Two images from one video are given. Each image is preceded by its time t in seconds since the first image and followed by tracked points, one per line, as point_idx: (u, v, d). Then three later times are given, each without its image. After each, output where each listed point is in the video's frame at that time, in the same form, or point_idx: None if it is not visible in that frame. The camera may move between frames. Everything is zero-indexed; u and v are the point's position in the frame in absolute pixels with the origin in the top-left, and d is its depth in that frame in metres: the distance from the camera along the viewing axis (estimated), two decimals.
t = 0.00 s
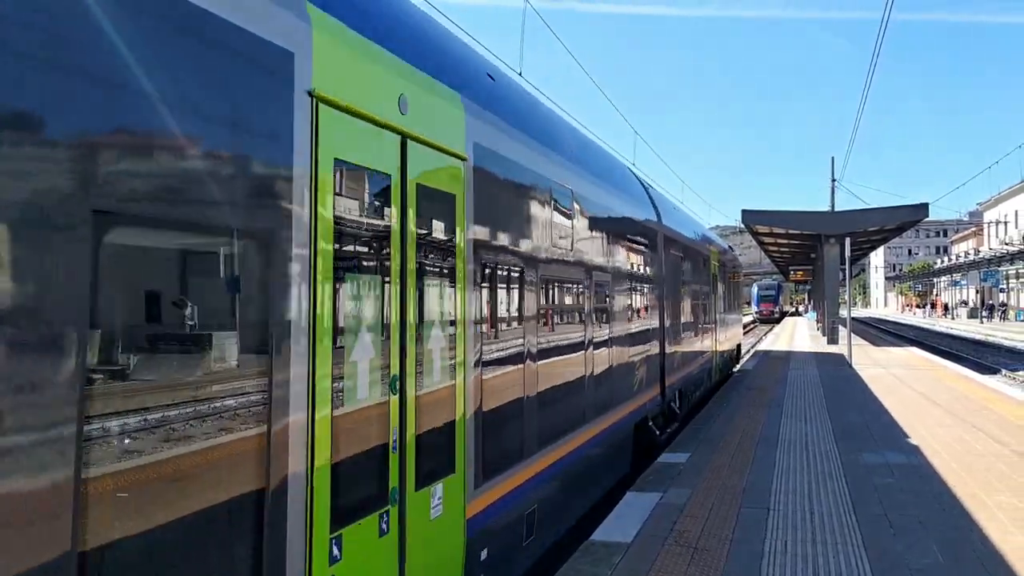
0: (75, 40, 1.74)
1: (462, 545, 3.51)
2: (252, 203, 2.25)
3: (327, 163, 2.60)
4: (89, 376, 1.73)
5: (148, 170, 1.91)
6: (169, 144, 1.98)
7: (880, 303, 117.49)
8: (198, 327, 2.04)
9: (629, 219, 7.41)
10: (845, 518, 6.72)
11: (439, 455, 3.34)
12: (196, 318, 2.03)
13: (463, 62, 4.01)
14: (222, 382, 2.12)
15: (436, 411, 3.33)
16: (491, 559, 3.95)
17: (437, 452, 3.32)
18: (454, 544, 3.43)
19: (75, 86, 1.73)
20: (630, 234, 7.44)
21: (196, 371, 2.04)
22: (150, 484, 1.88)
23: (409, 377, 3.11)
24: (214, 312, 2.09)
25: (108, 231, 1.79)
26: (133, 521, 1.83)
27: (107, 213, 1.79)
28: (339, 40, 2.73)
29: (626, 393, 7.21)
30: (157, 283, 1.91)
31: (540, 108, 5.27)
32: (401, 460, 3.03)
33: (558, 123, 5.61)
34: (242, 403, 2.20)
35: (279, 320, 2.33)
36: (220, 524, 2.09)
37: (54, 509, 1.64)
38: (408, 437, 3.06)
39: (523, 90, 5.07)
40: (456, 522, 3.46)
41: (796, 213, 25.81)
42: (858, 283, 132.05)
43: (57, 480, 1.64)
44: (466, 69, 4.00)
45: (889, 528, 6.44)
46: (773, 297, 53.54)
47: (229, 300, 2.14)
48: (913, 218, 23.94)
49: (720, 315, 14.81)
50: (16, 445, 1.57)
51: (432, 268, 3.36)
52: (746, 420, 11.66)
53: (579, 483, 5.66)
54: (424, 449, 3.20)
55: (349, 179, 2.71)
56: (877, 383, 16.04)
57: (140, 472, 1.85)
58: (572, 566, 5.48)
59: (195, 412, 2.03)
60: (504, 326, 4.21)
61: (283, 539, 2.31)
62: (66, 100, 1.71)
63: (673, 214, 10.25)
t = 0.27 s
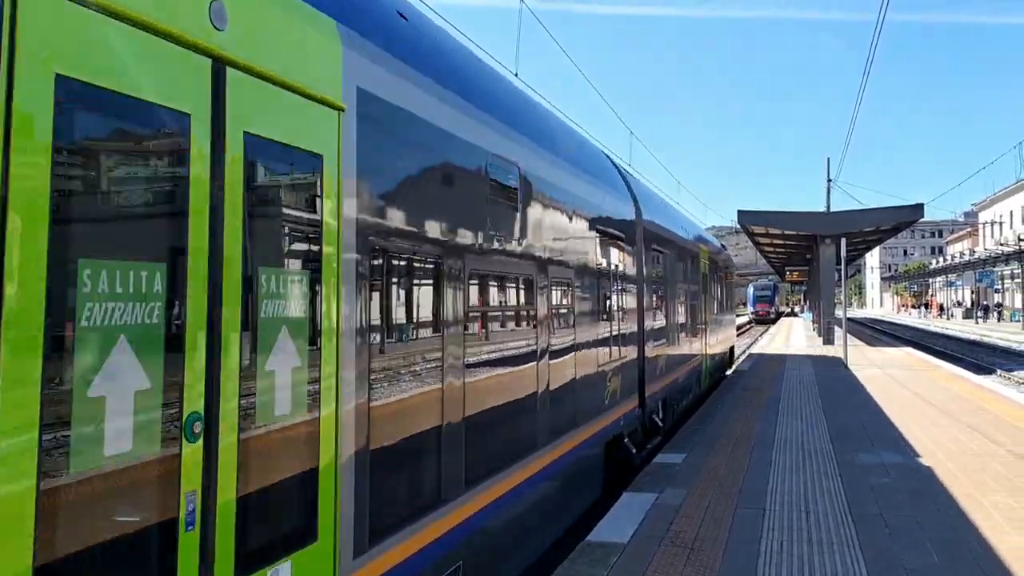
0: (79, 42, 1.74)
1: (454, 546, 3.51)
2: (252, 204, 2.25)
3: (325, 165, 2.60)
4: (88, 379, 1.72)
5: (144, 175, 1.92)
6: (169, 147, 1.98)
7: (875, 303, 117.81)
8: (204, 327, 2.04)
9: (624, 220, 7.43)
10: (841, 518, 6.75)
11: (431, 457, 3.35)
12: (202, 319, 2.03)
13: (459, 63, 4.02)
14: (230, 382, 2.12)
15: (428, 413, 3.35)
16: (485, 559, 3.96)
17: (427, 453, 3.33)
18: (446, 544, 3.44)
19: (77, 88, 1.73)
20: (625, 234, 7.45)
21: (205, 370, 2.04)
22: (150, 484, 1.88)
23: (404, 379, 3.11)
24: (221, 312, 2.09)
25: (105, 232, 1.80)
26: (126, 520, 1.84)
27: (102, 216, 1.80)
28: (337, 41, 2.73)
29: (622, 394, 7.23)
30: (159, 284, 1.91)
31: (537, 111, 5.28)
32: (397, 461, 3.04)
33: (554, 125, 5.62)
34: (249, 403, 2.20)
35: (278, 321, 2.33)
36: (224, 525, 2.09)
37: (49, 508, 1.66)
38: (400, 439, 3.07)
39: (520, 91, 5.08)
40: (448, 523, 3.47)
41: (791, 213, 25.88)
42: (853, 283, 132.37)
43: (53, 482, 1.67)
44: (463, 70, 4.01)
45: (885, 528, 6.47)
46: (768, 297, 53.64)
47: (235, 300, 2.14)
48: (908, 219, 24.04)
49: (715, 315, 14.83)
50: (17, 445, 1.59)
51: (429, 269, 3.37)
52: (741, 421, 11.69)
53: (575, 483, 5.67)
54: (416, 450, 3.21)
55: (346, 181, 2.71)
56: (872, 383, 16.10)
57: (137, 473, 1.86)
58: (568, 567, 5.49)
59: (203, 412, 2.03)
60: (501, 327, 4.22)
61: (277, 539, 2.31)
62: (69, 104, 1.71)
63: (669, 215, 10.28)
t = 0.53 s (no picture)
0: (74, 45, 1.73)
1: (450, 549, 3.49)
2: (246, 206, 2.24)
3: (318, 168, 2.59)
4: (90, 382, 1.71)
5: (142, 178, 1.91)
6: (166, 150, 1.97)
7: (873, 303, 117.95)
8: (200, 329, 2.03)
9: (622, 220, 7.43)
10: (838, 518, 6.75)
11: (429, 458, 3.34)
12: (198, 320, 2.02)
13: (456, 64, 4.01)
14: (220, 383, 2.12)
15: (428, 414, 3.33)
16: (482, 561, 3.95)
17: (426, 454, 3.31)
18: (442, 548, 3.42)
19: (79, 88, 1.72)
20: (623, 235, 7.45)
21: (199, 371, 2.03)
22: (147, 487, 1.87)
23: (401, 381, 3.10)
24: (215, 313, 2.08)
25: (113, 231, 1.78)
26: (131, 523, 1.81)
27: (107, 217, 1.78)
28: (331, 43, 2.73)
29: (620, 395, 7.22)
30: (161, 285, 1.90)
31: (534, 111, 5.29)
32: (394, 463, 3.03)
33: (551, 126, 5.63)
34: (241, 405, 2.19)
35: (273, 323, 2.32)
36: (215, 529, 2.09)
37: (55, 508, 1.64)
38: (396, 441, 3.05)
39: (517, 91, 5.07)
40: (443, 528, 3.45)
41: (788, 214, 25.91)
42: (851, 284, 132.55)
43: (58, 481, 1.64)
44: (459, 71, 4.00)
45: (882, 528, 6.48)
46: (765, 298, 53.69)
47: (230, 301, 2.13)
48: (905, 219, 24.07)
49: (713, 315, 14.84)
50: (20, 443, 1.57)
51: (427, 271, 3.35)
52: (739, 421, 11.70)
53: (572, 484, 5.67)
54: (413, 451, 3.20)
55: (339, 183, 2.70)
56: (869, 383, 16.12)
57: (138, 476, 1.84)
58: (565, 567, 5.48)
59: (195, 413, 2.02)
60: (500, 329, 4.21)
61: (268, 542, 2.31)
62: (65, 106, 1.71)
63: (666, 215, 10.28)
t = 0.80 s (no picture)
0: (63, 47, 1.71)
1: (447, 550, 3.48)
2: (243, 208, 2.23)
3: (315, 170, 2.58)
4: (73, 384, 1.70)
5: (137, 181, 1.89)
6: (158, 153, 1.96)
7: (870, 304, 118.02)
8: (190, 331, 2.02)
9: (619, 220, 7.43)
10: (836, 519, 6.75)
11: (425, 459, 3.33)
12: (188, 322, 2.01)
13: (453, 64, 4.00)
14: (212, 387, 2.10)
15: (425, 414, 3.35)
16: (479, 562, 3.94)
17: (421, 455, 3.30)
18: (439, 549, 3.41)
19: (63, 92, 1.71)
20: (620, 235, 7.45)
21: (188, 373, 2.02)
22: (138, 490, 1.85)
23: (396, 383, 3.08)
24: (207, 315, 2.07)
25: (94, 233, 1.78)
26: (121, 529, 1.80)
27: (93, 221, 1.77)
28: (328, 43, 2.71)
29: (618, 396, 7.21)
30: (149, 287, 1.89)
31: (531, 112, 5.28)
32: (390, 465, 3.02)
33: (548, 126, 5.62)
34: (233, 408, 2.18)
35: (269, 327, 2.32)
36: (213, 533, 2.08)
37: (36, 517, 1.63)
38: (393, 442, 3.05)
39: (513, 91, 5.07)
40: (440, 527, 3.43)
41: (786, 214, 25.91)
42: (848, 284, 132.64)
43: (37, 487, 1.63)
44: (456, 71, 3.99)
45: (880, 529, 6.47)
46: (763, 298, 53.69)
47: (226, 303, 2.13)
48: (903, 219, 24.09)
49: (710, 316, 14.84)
50: None
51: (423, 273, 3.35)
52: (736, 421, 11.70)
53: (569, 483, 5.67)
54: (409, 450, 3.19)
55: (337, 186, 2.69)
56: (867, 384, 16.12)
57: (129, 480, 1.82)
58: (563, 568, 5.47)
59: (187, 417, 2.01)
60: (496, 330, 4.20)
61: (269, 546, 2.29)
62: (56, 109, 1.69)
63: (664, 215, 10.26)
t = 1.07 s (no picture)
0: (57, 44, 1.71)
1: (445, 551, 3.46)
2: (241, 210, 2.23)
3: (314, 170, 2.57)
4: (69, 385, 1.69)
5: (133, 181, 1.88)
6: (154, 153, 1.95)
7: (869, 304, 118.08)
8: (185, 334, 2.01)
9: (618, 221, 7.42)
10: (835, 519, 6.74)
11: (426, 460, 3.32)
12: (183, 326, 2.00)
13: (451, 64, 3.99)
14: (212, 390, 2.10)
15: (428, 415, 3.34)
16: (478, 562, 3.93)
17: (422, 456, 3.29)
18: (436, 551, 3.39)
19: (56, 90, 1.70)
20: (619, 235, 7.45)
21: (185, 376, 2.01)
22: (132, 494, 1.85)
23: (395, 385, 3.07)
24: (204, 319, 2.06)
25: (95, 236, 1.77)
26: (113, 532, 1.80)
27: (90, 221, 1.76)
28: (326, 42, 2.71)
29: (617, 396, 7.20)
30: (143, 290, 1.88)
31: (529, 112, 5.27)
32: (390, 467, 3.01)
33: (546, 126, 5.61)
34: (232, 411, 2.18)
35: (267, 331, 2.32)
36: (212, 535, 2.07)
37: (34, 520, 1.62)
38: (394, 444, 3.04)
39: (512, 91, 5.06)
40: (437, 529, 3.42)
41: (785, 214, 25.91)
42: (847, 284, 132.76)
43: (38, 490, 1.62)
44: (455, 71, 3.98)
45: (879, 529, 6.47)
46: (762, 299, 53.69)
47: (224, 306, 2.13)
48: (902, 220, 24.09)
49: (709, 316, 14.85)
50: None
51: (422, 274, 3.34)
52: (735, 422, 11.69)
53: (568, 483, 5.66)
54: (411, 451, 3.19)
55: (335, 187, 2.69)
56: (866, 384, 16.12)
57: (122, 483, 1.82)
58: (562, 568, 5.46)
59: (184, 420, 2.00)
60: (495, 331, 4.20)
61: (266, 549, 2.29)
62: (49, 107, 1.68)
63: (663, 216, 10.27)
